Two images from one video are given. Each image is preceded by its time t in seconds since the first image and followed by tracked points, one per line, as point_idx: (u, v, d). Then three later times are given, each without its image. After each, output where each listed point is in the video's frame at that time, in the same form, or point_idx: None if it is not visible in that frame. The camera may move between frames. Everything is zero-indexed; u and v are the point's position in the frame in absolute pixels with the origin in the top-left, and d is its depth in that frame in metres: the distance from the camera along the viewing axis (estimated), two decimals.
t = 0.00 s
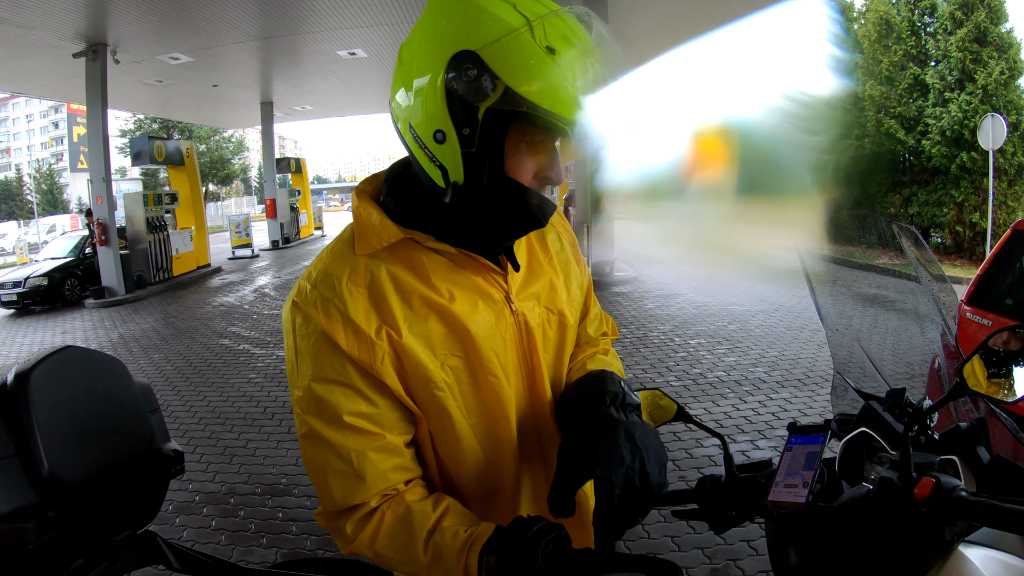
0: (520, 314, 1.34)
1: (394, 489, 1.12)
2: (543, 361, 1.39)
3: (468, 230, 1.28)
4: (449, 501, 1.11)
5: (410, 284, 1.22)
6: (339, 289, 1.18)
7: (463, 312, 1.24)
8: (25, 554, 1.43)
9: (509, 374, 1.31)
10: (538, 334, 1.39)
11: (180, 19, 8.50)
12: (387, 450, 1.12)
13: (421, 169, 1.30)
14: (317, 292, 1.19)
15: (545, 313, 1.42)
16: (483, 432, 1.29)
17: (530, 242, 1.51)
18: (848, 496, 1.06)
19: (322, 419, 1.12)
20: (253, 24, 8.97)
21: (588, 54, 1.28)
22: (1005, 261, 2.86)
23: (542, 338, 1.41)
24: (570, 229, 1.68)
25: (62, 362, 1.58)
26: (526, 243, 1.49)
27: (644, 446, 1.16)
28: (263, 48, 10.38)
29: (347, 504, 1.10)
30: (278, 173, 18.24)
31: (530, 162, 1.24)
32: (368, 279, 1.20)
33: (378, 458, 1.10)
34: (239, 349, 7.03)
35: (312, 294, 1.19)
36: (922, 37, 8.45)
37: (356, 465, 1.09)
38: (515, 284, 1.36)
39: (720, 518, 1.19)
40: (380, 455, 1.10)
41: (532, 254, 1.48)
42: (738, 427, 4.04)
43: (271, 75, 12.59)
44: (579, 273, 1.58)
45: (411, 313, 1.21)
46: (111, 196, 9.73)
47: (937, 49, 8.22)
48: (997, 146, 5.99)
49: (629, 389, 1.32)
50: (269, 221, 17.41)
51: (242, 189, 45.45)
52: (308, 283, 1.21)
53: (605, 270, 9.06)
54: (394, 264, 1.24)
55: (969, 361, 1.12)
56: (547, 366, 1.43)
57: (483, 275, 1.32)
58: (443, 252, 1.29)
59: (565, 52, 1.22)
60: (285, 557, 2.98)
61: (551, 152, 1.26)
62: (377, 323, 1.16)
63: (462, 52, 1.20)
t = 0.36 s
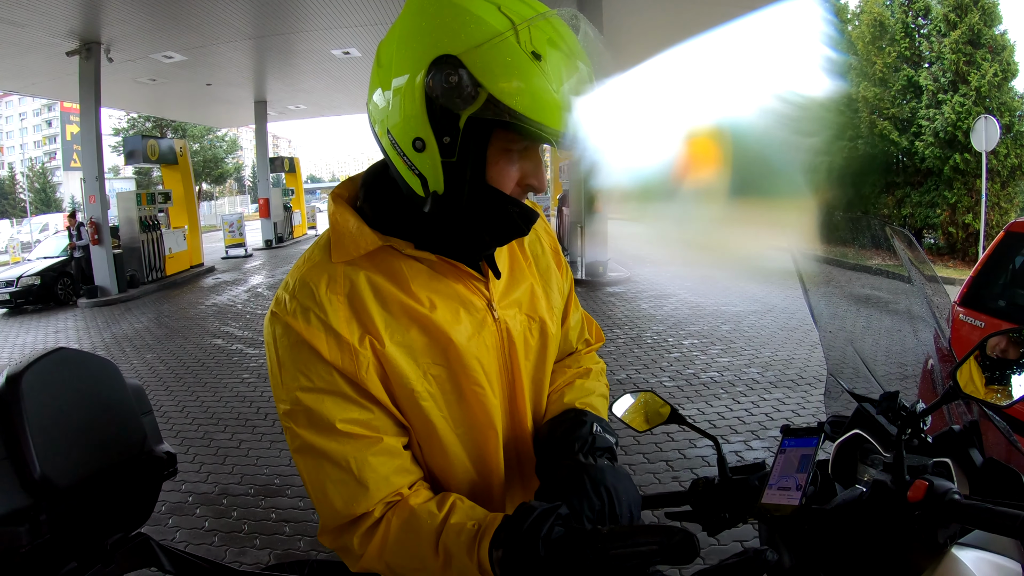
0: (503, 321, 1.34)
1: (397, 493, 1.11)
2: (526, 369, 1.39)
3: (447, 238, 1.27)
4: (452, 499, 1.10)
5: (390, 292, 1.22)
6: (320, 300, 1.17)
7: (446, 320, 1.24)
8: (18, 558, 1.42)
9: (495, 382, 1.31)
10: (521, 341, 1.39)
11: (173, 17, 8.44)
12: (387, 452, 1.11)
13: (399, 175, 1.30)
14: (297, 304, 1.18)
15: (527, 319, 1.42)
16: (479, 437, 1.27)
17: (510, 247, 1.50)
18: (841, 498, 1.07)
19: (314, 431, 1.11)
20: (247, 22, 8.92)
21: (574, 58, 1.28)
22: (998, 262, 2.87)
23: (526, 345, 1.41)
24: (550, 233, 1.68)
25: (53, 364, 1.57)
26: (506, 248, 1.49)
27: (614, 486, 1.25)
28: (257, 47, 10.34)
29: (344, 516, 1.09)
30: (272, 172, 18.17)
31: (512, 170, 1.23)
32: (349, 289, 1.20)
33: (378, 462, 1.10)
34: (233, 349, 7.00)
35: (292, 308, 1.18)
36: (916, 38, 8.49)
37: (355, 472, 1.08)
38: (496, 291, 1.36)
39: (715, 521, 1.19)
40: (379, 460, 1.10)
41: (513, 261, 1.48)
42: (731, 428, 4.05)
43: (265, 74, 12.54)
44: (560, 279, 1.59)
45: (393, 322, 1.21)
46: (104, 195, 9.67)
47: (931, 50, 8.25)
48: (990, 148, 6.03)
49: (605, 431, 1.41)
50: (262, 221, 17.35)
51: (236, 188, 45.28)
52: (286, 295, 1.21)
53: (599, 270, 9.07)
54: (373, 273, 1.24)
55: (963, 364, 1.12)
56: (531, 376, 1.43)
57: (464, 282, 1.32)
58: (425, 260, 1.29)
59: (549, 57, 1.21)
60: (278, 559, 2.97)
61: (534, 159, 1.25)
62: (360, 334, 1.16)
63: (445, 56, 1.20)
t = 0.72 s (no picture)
0: (500, 324, 1.30)
1: (394, 493, 1.10)
2: (524, 374, 1.35)
3: (437, 234, 1.24)
4: (450, 501, 1.08)
5: (386, 290, 1.21)
6: (317, 297, 1.17)
7: (440, 323, 1.22)
8: (13, 561, 1.40)
9: (490, 388, 1.28)
10: (518, 345, 1.35)
11: (169, 18, 8.41)
12: (384, 450, 1.10)
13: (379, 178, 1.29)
14: (294, 299, 1.18)
15: (527, 322, 1.37)
16: (477, 440, 1.25)
17: (513, 244, 1.46)
18: (838, 500, 1.08)
19: (311, 425, 1.11)
20: (242, 23, 8.90)
21: (544, 26, 1.17)
22: (992, 263, 2.87)
23: (524, 349, 1.37)
24: (557, 231, 1.61)
25: (46, 366, 1.55)
26: (509, 246, 1.44)
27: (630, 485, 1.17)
28: (252, 48, 10.31)
29: (344, 512, 1.09)
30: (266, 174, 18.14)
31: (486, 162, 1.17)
32: (344, 284, 1.19)
33: (376, 458, 1.09)
34: (227, 351, 6.98)
35: (291, 301, 1.18)
36: (910, 41, 8.56)
37: (353, 467, 1.08)
38: (495, 293, 1.32)
39: (710, 524, 1.19)
40: (375, 457, 1.09)
41: (516, 260, 1.44)
42: (726, 429, 4.06)
43: (259, 75, 12.52)
44: (565, 283, 1.53)
45: (388, 321, 1.20)
46: (99, 196, 9.64)
47: (925, 52, 8.31)
48: (985, 149, 6.06)
49: (618, 433, 1.38)
50: (258, 222, 17.32)
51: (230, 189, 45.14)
52: (285, 289, 1.21)
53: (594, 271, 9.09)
54: (370, 271, 1.23)
55: (962, 365, 1.12)
56: (530, 381, 1.40)
57: (463, 282, 1.29)
58: (423, 258, 1.26)
59: (531, 37, 1.13)
60: (273, 561, 2.96)
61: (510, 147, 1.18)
62: (356, 331, 1.15)
63: (397, 50, 1.16)
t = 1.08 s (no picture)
0: (485, 316, 1.24)
1: (378, 465, 1.06)
2: (512, 373, 1.27)
3: (419, 224, 1.24)
4: (429, 478, 1.03)
5: (372, 275, 1.20)
6: (308, 276, 1.17)
7: (422, 309, 1.19)
8: (9, 566, 1.40)
9: (473, 382, 1.23)
10: (505, 339, 1.28)
11: (165, 20, 8.40)
12: (366, 421, 1.07)
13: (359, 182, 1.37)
14: (290, 278, 1.19)
15: (516, 317, 1.30)
16: (460, 430, 1.19)
17: (510, 241, 1.39)
18: (835, 501, 1.08)
19: (303, 393, 1.11)
20: (238, 26, 8.90)
21: (479, 15, 1.18)
22: (988, 263, 2.88)
23: (512, 346, 1.29)
24: (565, 234, 1.51)
25: (43, 370, 1.54)
26: (505, 241, 1.37)
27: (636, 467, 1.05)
28: (247, 50, 10.30)
29: (325, 481, 1.07)
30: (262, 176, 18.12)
31: (429, 160, 1.20)
32: (333, 266, 1.19)
33: (361, 425, 1.06)
34: (223, 354, 6.96)
35: (287, 278, 1.19)
36: (905, 43, 8.62)
37: (337, 433, 1.06)
38: (482, 286, 1.26)
39: (705, 524, 1.20)
40: (360, 424, 1.06)
41: (511, 258, 1.36)
42: (722, 431, 4.06)
43: (255, 77, 12.51)
44: (567, 287, 1.42)
45: (375, 302, 1.18)
46: (94, 198, 9.62)
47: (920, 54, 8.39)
48: (979, 151, 6.09)
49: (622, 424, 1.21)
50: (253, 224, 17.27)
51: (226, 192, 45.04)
52: (285, 269, 1.23)
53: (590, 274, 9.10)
54: (360, 259, 1.22)
55: (957, 367, 1.13)
56: (519, 383, 1.31)
57: (447, 274, 1.24)
58: (407, 250, 1.24)
59: (452, 32, 1.15)
60: (269, 565, 2.95)
61: (453, 142, 1.18)
62: (342, 309, 1.15)
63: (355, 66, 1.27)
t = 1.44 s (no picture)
0: (481, 314, 1.23)
1: (375, 448, 1.06)
2: (507, 371, 1.26)
3: (419, 222, 1.25)
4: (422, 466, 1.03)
5: (373, 269, 1.20)
6: (313, 267, 1.19)
7: (419, 304, 1.19)
8: (7, 569, 1.40)
9: (466, 378, 1.22)
10: (500, 338, 1.27)
11: (161, 23, 8.40)
12: (363, 407, 1.08)
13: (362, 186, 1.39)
14: (297, 270, 1.20)
15: (513, 316, 1.29)
16: (453, 425, 1.18)
17: (511, 242, 1.38)
18: (831, 501, 1.08)
19: (305, 379, 1.12)
20: (234, 29, 8.90)
21: (460, 19, 1.18)
22: (983, 264, 2.89)
23: (508, 345, 1.28)
24: (572, 238, 1.50)
25: (42, 373, 1.54)
26: (506, 241, 1.36)
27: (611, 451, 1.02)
28: (243, 53, 10.30)
29: (322, 464, 1.08)
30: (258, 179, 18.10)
31: (418, 159, 1.19)
32: (336, 260, 1.19)
33: (358, 412, 1.07)
34: (219, 357, 6.94)
35: (295, 270, 1.21)
36: (900, 45, 8.69)
37: (336, 417, 1.08)
38: (479, 284, 1.25)
39: (703, 524, 1.19)
40: (358, 408, 1.07)
41: (512, 258, 1.35)
42: (719, 433, 4.07)
43: (250, 80, 12.50)
44: (567, 290, 1.41)
45: (376, 295, 1.19)
46: (90, 201, 9.59)
47: (915, 56, 8.47)
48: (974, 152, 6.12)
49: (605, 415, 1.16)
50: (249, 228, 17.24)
51: (222, 195, 44.99)
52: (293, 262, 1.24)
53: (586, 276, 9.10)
54: (364, 255, 1.23)
55: (950, 364, 1.14)
56: (514, 381, 1.29)
57: (442, 271, 1.24)
58: (407, 247, 1.24)
59: (433, 36, 1.16)
60: (265, 568, 2.93)
61: (441, 140, 1.17)
62: (343, 300, 1.15)
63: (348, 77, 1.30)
